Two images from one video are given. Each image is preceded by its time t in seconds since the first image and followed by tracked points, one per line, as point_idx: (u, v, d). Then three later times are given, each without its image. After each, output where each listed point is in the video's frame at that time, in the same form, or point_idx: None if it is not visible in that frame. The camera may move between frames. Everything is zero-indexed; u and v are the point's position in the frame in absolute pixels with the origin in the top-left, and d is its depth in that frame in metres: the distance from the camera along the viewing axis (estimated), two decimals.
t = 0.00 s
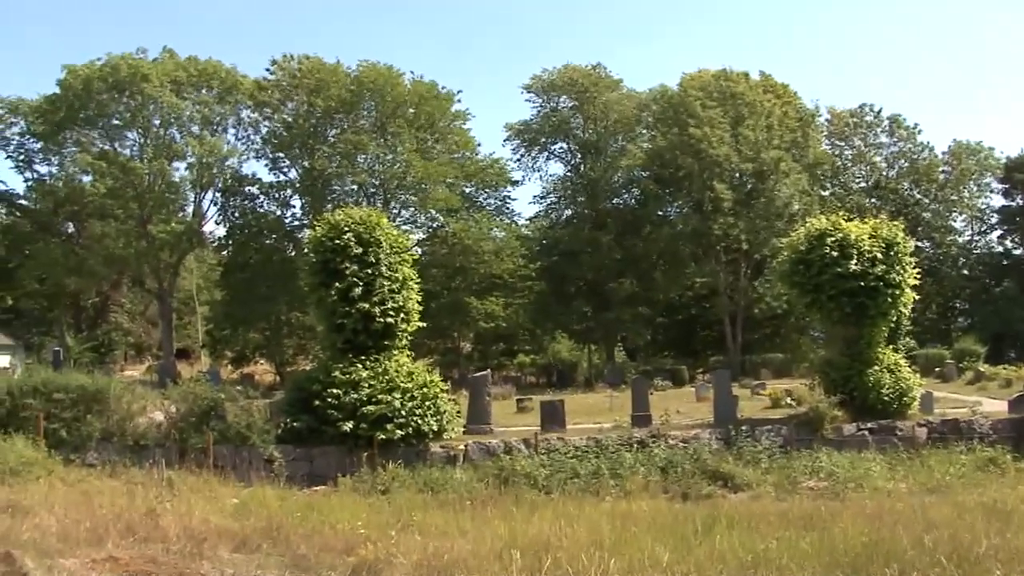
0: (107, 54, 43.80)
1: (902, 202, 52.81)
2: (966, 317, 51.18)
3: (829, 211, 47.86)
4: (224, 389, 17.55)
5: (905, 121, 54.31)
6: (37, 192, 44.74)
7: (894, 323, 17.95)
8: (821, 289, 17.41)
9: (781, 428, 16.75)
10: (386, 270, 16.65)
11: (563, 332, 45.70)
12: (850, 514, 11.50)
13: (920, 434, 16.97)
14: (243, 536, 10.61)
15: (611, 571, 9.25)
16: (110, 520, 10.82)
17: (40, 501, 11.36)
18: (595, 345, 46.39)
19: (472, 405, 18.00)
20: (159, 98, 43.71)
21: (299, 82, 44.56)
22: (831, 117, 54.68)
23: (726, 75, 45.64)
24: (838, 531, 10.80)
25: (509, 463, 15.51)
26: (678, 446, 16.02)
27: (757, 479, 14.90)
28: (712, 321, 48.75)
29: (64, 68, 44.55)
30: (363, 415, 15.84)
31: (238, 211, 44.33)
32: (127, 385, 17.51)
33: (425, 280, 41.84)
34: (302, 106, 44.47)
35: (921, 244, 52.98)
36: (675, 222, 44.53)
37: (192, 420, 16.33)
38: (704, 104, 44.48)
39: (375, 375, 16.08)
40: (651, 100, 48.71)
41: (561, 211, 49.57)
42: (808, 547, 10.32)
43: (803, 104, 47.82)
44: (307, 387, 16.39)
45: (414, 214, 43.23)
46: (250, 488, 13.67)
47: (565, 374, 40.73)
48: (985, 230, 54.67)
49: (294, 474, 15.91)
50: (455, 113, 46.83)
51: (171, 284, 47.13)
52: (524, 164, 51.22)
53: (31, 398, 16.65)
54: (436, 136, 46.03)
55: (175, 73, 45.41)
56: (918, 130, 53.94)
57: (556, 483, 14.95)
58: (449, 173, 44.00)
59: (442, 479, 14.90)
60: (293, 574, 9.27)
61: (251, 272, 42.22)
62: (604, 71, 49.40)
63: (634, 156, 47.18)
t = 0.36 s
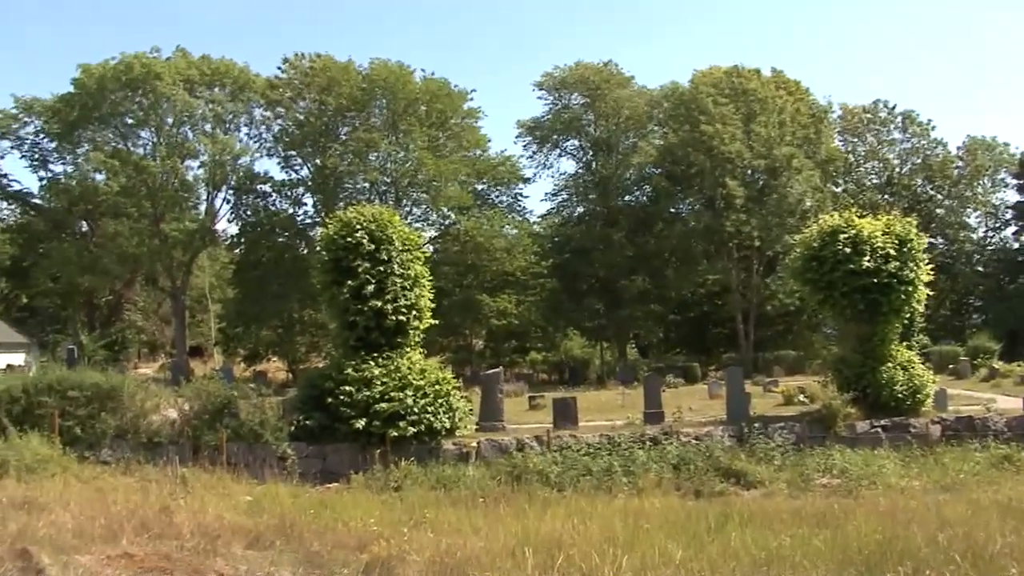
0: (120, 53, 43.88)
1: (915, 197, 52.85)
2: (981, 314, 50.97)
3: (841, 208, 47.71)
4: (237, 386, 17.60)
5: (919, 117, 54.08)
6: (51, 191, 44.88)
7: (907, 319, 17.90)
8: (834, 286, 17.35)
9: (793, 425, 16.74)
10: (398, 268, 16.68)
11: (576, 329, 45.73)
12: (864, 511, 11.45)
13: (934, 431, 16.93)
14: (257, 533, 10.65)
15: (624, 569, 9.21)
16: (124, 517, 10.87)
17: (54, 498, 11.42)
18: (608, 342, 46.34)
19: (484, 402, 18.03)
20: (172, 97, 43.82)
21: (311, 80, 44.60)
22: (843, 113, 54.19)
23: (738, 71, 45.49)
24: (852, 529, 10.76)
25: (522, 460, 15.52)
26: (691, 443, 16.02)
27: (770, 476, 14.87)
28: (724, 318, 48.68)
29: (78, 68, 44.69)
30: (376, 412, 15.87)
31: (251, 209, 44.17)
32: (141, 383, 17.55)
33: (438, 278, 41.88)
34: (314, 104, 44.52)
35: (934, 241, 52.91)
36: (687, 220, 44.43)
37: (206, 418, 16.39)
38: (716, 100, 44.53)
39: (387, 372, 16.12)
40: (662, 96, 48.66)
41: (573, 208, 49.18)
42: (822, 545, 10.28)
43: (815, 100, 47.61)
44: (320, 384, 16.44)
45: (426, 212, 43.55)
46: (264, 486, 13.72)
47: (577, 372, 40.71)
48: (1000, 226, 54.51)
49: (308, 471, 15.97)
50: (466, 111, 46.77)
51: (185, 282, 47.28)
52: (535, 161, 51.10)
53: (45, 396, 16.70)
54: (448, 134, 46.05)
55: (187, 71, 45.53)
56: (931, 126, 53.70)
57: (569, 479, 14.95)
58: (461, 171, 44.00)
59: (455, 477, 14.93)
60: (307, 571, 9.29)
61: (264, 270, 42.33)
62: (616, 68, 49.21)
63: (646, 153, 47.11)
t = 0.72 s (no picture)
0: (133, 52, 43.99)
1: (928, 196, 52.48)
2: (994, 314, 50.79)
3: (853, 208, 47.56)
4: (248, 386, 17.66)
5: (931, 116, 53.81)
6: (64, 189, 44.98)
7: (919, 319, 17.87)
8: (846, 286, 17.31)
9: (805, 425, 16.73)
10: (409, 267, 16.69)
11: (587, 328, 45.76)
12: (876, 511, 11.41)
13: (946, 431, 16.93)
14: (267, 532, 10.65)
15: (635, 569, 9.18)
16: (136, 515, 10.89)
17: (66, 496, 11.46)
18: (618, 342, 46.31)
19: (496, 401, 18.05)
20: (184, 96, 43.92)
21: (322, 79, 44.64)
22: (854, 113, 53.85)
23: (749, 71, 45.40)
24: (863, 529, 10.72)
25: (532, 460, 15.55)
26: (702, 442, 16.03)
27: (781, 477, 14.84)
28: (735, 318, 48.65)
29: (91, 67, 44.84)
30: (387, 411, 15.89)
31: (263, 208, 44.20)
32: (152, 382, 17.61)
33: (448, 277, 41.90)
34: (325, 104, 44.55)
35: (947, 240, 52.66)
36: (698, 219, 44.38)
37: (217, 417, 16.47)
38: (727, 100, 44.32)
39: (399, 371, 16.14)
40: (674, 96, 48.60)
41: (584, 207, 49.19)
42: (832, 545, 10.25)
43: (827, 100, 47.46)
44: (331, 383, 16.47)
45: (437, 211, 43.34)
46: (275, 484, 13.77)
47: (588, 372, 40.69)
48: (1013, 225, 54.26)
49: (319, 470, 15.99)
50: (478, 110, 46.67)
51: (196, 281, 47.43)
52: (547, 160, 51.01)
53: (58, 394, 16.73)
54: (459, 133, 46.05)
55: (199, 70, 45.63)
56: (943, 125, 53.46)
57: (580, 479, 14.94)
58: (472, 170, 43.97)
59: (466, 475, 14.95)
60: (317, 571, 9.29)
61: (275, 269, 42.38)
62: (628, 67, 49.12)
63: (657, 153, 47.05)
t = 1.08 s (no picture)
0: (150, 54, 44.25)
1: (945, 196, 52.21)
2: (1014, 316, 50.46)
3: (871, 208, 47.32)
4: (265, 386, 17.72)
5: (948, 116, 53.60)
6: (82, 190, 45.20)
7: (937, 320, 17.80)
8: (863, 286, 17.25)
9: (822, 427, 16.70)
10: (425, 268, 16.73)
11: (603, 329, 45.73)
12: (893, 514, 11.35)
13: (964, 433, 16.87)
14: (284, 532, 10.67)
15: (651, 570, 9.16)
16: (153, 515, 10.94)
17: (84, 496, 11.51)
18: (635, 342, 46.22)
19: (511, 402, 18.07)
20: (201, 98, 44.14)
21: (338, 80, 44.88)
22: (870, 113, 53.80)
23: (766, 71, 45.35)
24: (880, 531, 10.67)
25: (548, 461, 15.54)
26: (718, 443, 16.00)
27: (798, 478, 14.80)
28: (751, 319, 48.54)
29: (110, 69, 45.08)
30: (403, 412, 15.92)
31: (279, 209, 44.25)
32: (169, 382, 17.67)
33: (464, 278, 41.91)
34: (341, 105, 44.68)
35: (965, 241, 52.31)
36: (714, 220, 44.31)
37: (234, 417, 16.52)
38: (743, 100, 44.18)
39: (415, 372, 16.18)
40: (689, 96, 48.54)
41: (600, 208, 48.69)
42: (850, 547, 10.20)
43: (844, 100, 47.32)
44: (348, 384, 16.52)
45: (453, 212, 43.40)
46: (291, 484, 13.81)
47: (605, 372, 40.65)
48: None
49: (335, 470, 16.03)
50: (493, 110, 46.55)
51: (213, 282, 47.61)
52: (563, 161, 50.88)
53: (76, 394, 16.84)
54: (474, 134, 45.95)
55: (217, 72, 45.78)
56: (960, 125, 53.24)
57: (596, 480, 14.94)
58: (488, 171, 43.88)
59: (482, 476, 14.96)
60: (335, 571, 9.30)
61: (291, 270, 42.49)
62: (643, 68, 49.06)
63: (673, 153, 47.00)
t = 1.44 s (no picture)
0: (174, 58, 44.48)
1: (969, 197, 51.75)
2: None
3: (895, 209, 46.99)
4: (288, 388, 17.80)
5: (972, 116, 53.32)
6: (107, 194, 45.41)
7: (962, 322, 17.68)
8: (887, 288, 17.18)
9: (846, 429, 16.65)
10: (448, 270, 16.77)
11: (625, 331, 45.65)
12: (918, 517, 11.28)
13: (990, 436, 16.75)
14: (307, 533, 10.70)
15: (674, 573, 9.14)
16: (177, 516, 11.00)
17: (110, 497, 11.61)
18: (657, 344, 46.08)
19: (534, 404, 18.08)
20: (225, 101, 44.37)
21: (361, 83, 45.26)
22: (894, 113, 53.81)
23: (788, 72, 45.25)
24: (906, 534, 10.59)
25: (571, 463, 15.53)
26: (741, 446, 15.95)
27: (822, 481, 14.74)
28: (775, 320, 48.37)
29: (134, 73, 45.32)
30: (425, 414, 15.95)
31: (302, 212, 44.68)
32: (194, 384, 17.76)
33: (487, 280, 41.88)
34: (364, 108, 44.78)
35: (990, 241, 51.78)
36: (737, 222, 44.21)
37: (257, 419, 16.59)
38: (766, 101, 44.02)
39: (437, 374, 16.21)
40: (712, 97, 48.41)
41: (621, 210, 48.88)
42: (874, 550, 10.14)
43: (868, 100, 47.08)
44: (370, 386, 16.57)
45: (475, 214, 43.05)
46: (314, 486, 13.87)
47: (627, 374, 40.58)
48: None
49: (358, 472, 16.08)
50: (516, 112, 46.38)
51: (236, 284, 47.80)
52: (585, 163, 50.76)
53: (102, 396, 16.97)
54: (495, 135, 45.68)
55: (239, 75, 45.56)
56: (985, 125, 52.93)
57: (619, 482, 14.92)
58: (510, 174, 43.66)
59: (504, 478, 14.97)
60: (357, 572, 9.32)
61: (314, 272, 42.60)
62: (666, 69, 48.95)
63: (695, 154, 46.92)
